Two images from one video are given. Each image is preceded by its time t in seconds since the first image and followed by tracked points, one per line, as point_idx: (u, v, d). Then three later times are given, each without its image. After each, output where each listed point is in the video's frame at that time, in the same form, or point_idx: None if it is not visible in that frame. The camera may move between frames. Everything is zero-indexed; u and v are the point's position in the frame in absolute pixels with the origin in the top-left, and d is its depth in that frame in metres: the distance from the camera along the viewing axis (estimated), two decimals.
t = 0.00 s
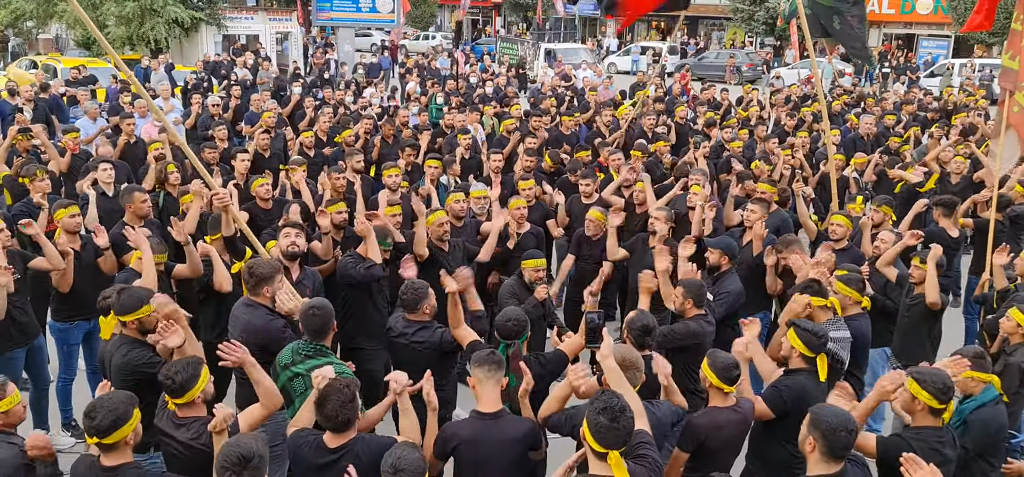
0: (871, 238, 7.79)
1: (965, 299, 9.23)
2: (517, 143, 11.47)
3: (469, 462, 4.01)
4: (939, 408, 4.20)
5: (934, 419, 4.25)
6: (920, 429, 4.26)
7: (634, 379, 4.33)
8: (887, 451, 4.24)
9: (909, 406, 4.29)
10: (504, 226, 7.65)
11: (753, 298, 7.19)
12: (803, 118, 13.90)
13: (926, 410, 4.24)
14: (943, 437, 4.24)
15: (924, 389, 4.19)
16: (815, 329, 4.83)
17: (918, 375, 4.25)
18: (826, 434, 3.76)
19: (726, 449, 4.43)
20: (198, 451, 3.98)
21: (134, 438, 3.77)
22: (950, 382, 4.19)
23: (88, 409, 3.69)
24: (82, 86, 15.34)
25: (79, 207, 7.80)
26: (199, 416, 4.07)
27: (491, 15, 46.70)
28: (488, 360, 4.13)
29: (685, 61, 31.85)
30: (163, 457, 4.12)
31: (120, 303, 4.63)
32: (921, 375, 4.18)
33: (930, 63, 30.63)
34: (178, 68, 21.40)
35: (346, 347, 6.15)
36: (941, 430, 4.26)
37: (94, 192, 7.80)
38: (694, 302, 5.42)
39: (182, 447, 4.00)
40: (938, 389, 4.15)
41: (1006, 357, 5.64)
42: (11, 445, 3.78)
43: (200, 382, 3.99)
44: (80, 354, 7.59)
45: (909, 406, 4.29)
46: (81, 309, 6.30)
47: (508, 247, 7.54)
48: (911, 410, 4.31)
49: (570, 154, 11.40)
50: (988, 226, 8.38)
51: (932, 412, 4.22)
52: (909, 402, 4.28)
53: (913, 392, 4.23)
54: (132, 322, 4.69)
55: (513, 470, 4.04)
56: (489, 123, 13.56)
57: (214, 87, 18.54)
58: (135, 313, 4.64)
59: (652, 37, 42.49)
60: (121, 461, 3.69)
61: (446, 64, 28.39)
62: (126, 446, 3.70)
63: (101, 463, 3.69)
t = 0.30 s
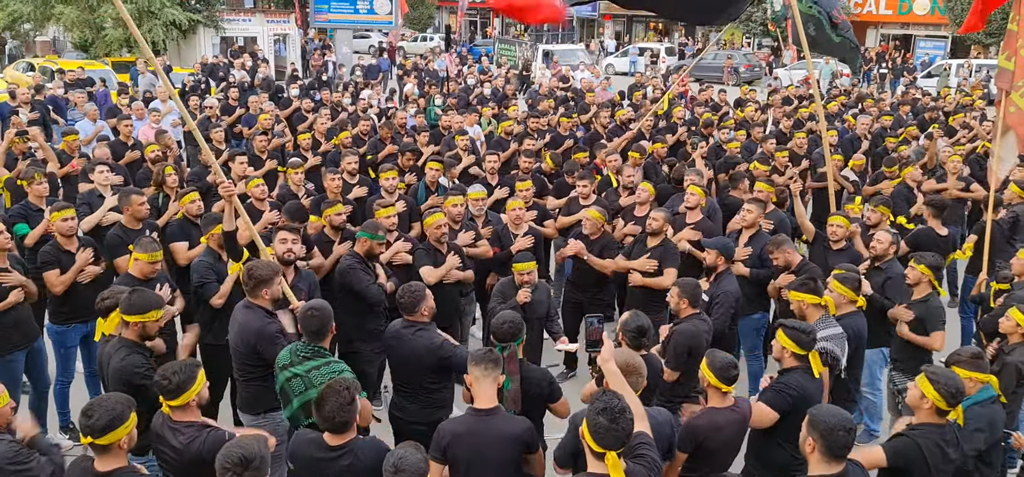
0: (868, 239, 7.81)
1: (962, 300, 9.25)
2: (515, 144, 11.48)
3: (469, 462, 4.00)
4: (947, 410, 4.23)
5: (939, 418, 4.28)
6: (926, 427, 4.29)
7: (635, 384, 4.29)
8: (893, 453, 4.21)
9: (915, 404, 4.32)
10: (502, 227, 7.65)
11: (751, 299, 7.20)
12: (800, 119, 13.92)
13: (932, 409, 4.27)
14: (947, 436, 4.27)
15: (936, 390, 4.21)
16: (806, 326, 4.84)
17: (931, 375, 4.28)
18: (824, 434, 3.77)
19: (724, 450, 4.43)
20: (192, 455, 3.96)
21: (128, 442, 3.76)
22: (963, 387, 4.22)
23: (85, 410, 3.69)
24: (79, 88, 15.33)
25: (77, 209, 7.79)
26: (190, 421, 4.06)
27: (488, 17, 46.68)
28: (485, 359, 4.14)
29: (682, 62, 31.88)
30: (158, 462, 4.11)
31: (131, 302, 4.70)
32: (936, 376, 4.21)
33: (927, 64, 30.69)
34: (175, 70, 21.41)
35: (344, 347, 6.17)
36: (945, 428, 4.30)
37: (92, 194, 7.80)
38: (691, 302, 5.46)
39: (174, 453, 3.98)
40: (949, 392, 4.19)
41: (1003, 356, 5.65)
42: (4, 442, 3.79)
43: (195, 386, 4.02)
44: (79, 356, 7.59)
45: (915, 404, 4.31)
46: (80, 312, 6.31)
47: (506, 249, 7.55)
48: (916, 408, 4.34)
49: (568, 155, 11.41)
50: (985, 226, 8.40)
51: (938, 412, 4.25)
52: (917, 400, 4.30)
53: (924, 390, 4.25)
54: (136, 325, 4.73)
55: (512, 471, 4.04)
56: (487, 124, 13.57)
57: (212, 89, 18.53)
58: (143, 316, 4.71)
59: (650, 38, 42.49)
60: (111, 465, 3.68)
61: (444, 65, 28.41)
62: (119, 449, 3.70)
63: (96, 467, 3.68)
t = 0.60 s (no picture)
0: (862, 238, 7.82)
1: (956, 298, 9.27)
2: (509, 147, 11.47)
3: (464, 465, 3.99)
4: (941, 406, 4.24)
5: (935, 416, 4.29)
6: (923, 425, 4.30)
7: (631, 382, 4.29)
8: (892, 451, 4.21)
9: (910, 403, 4.32)
10: (497, 229, 7.65)
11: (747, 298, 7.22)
12: (794, 119, 13.94)
13: (927, 407, 4.27)
14: (943, 433, 4.27)
15: (930, 387, 4.21)
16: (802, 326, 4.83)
17: (924, 372, 4.27)
18: (819, 434, 3.77)
19: (720, 451, 4.43)
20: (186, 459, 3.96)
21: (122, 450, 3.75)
22: (955, 382, 4.21)
23: (78, 418, 3.67)
24: (72, 93, 15.28)
25: (70, 214, 7.76)
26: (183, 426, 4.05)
27: (482, 19, 46.60)
28: (481, 364, 4.13)
29: (677, 64, 31.91)
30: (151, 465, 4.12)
31: (131, 303, 4.72)
32: (927, 372, 4.20)
33: (920, 63, 30.80)
34: (169, 74, 21.33)
35: (338, 351, 6.11)
36: (942, 425, 4.30)
37: (85, 200, 7.77)
38: (688, 302, 5.42)
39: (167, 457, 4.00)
40: (943, 388, 4.19)
41: (998, 355, 5.66)
42: None
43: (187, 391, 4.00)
44: (73, 362, 7.55)
45: (910, 402, 4.32)
46: (73, 317, 6.29)
47: (501, 251, 7.54)
48: (911, 407, 4.34)
49: (563, 157, 11.39)
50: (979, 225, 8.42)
51: (933, 409, 4.26)
52: (912, 398, 4.30)
53: (917, 388, 4.25)
54: (136, 328, 4.72)
55: (508, 473, 4.03)
56: (481, 126, 13.57)
57: (205, 93, 18.49)
58: (143, 317, 4.71)
59: (644, 39, 42.53)
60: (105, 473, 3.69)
61: (438, 68, 28.37)
62: (114, 456, 3.69)
63: (92, 473, 3.69)
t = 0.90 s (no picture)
0: (843, 236, 7.88)
1: (937, 294, 9.36)
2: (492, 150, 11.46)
3: (448, 470, 3.99)
4: (921, 402, 4.27)
5: (916, 413, 4.32)
6: (904, 423, 4.33)
7: (610, 382, 4.31)
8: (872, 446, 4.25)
9: (891, 399, 4.36)
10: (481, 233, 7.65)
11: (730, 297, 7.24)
12: (775, 119, 14.03)
13: (908, 403, 4.30)
14: (924, 430, 4.31)
15: (909, 384, 4.25)
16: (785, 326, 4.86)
17: (903, 369, 4.32)
18: (801, 433, 3.79)
19: (704, 450, 4.45)
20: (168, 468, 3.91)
21: (106, 458, 3.73)
22: (935, 378, 4.25)
23: (57, 431, 3.62)
24: (50, 101, 15.13)
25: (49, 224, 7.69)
26: (168, 433, 4.02)
27: (463, 21, 46.52)
28: (463, 369, 4.13)
29: (658, 64, 32.01)
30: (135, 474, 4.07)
31: (117, 308, 4.73)
32: (906, 369, 4.25)
33: (898, 61, 31.07)
34: (148, 81, 21.16)
35: (323, 359, 6.09)
36: (923, 422, 4.34)
37: (64, 208, 7.70)
38: (673, 304, 5.45)
39: (150, 464, 3.95)
40: (922, 384, 4.22)
41: (979, 351, 5.71)
42: None
43: (171, 398, 3.96)
44: (53, 373, 7.47)
45: (891, 399, 4.35)
46: (53, 329, 6.23)
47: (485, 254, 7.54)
48: (892, 403, 4.38)
49: (546, 159, 11.40)
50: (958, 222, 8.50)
51: (914, 405, 4.29)
52: (892, 395, 4.34)
53: (897, 384, 4.30)
54: (121, 331, 4.73)
55: None
56: (464, 130, 13.56)
57: (186, 100, 18.37)
58: (128, 321, 4.72)
59: (625, 41, 42.66)
60: None
61: (419, 71, 28.31)
62: (98, 466, 3.67)
63: None
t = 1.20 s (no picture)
0: (831, 236, 7.92)
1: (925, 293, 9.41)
2: (481, 153, 11.47)
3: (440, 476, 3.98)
4: (911, 401, 4.29)
5: (905, 411, 4.35)
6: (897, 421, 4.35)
7: (604, 392, 4.29)
8: (862, 444, 4.24)
9: (880, 397, 4.38)
10: (471, 237, 7.64)
11: (720, 299, 7.26)
12: (763, 119, 14.08)
13: (898, 401, 4.33)
14: (913, 427, 4.34)
15: (901, 383, 4.27)
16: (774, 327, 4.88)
17: (896, 368, 4.33)
18: (794, 434, 3.80)
19: (696, 452, 4.45)
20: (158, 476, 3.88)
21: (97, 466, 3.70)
22: (927, 379, 4.28)
23: (56, 431, 3.63)
24: (35, 108, 15.02)
25: (36, 231, 7.65)
26: (157, 443, 4.00)
27: (451, 24, 46.50)
28: (452, 371, 4.13)
29: (647, 66, 32.07)
30: None
31: (111, 319, 4.69)
32: (898, 368, 4.27)
33: (885, 61, 31.23)
34: (135, 86, 21.02)
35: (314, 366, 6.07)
36: (915, 420, 4.37)
37: (52, 215, 7.66)
38: (660, 304, 5.49)
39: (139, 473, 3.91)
40: (912, 383, 4.25)
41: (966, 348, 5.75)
42: None
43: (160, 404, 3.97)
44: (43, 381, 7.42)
45: (881, 398, 4.37)
46: (41, 336, 6.20)
47: (475, 257, 7.54)
48: (881, 402, 4.40)
49: (535, 162, 11.41)
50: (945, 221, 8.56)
51: (904, 404, 4.31)
52: (883, 393, 4.36)
53: (889, 384, 4.31)
54: (116, 342, 4.68)
55: None
56: (453, 133, 13.55)
57: (173, 105, 18.29)
58: (124, 332, 4.69)
59: (614, 43, 42.76)
60: None
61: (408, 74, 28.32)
62: (88, 473, 3.65)
63: None
